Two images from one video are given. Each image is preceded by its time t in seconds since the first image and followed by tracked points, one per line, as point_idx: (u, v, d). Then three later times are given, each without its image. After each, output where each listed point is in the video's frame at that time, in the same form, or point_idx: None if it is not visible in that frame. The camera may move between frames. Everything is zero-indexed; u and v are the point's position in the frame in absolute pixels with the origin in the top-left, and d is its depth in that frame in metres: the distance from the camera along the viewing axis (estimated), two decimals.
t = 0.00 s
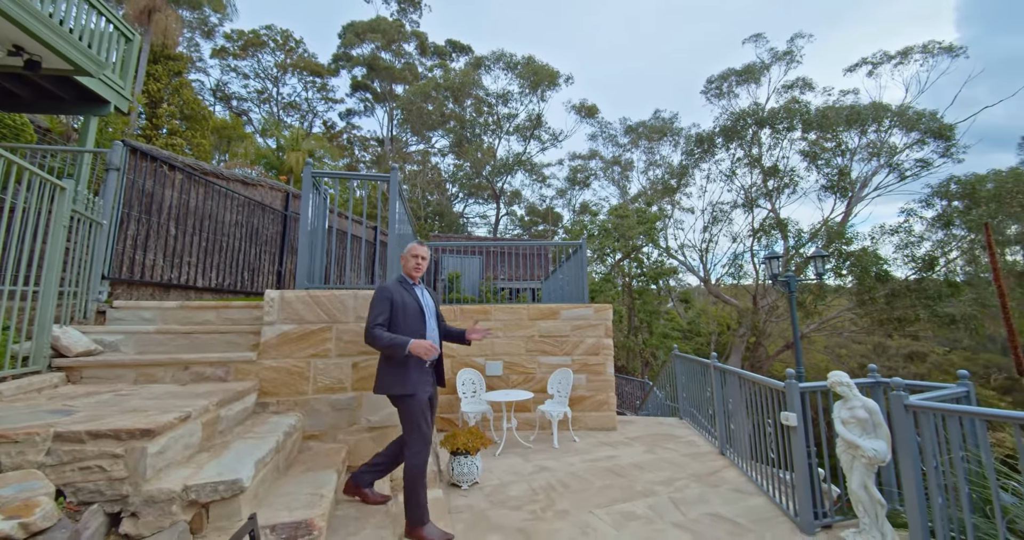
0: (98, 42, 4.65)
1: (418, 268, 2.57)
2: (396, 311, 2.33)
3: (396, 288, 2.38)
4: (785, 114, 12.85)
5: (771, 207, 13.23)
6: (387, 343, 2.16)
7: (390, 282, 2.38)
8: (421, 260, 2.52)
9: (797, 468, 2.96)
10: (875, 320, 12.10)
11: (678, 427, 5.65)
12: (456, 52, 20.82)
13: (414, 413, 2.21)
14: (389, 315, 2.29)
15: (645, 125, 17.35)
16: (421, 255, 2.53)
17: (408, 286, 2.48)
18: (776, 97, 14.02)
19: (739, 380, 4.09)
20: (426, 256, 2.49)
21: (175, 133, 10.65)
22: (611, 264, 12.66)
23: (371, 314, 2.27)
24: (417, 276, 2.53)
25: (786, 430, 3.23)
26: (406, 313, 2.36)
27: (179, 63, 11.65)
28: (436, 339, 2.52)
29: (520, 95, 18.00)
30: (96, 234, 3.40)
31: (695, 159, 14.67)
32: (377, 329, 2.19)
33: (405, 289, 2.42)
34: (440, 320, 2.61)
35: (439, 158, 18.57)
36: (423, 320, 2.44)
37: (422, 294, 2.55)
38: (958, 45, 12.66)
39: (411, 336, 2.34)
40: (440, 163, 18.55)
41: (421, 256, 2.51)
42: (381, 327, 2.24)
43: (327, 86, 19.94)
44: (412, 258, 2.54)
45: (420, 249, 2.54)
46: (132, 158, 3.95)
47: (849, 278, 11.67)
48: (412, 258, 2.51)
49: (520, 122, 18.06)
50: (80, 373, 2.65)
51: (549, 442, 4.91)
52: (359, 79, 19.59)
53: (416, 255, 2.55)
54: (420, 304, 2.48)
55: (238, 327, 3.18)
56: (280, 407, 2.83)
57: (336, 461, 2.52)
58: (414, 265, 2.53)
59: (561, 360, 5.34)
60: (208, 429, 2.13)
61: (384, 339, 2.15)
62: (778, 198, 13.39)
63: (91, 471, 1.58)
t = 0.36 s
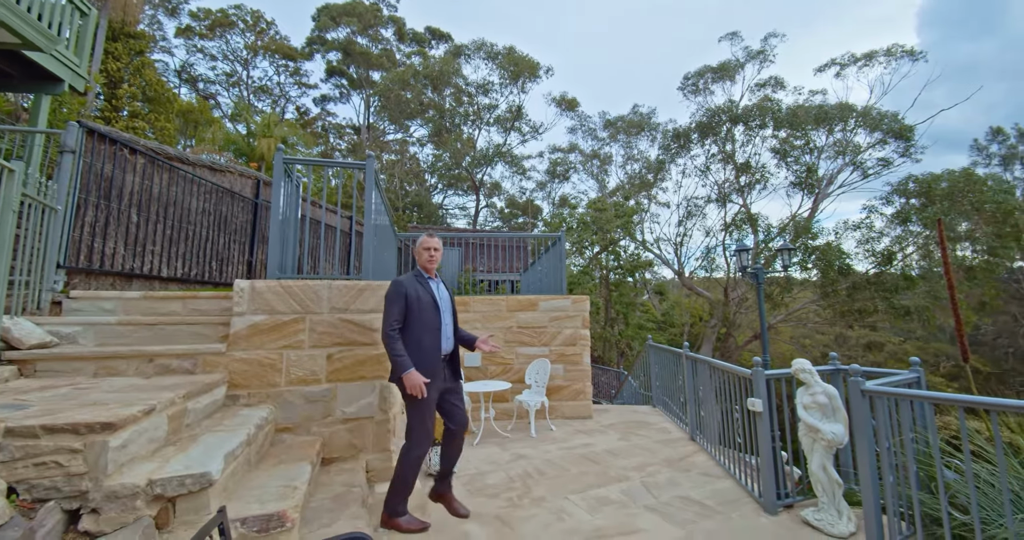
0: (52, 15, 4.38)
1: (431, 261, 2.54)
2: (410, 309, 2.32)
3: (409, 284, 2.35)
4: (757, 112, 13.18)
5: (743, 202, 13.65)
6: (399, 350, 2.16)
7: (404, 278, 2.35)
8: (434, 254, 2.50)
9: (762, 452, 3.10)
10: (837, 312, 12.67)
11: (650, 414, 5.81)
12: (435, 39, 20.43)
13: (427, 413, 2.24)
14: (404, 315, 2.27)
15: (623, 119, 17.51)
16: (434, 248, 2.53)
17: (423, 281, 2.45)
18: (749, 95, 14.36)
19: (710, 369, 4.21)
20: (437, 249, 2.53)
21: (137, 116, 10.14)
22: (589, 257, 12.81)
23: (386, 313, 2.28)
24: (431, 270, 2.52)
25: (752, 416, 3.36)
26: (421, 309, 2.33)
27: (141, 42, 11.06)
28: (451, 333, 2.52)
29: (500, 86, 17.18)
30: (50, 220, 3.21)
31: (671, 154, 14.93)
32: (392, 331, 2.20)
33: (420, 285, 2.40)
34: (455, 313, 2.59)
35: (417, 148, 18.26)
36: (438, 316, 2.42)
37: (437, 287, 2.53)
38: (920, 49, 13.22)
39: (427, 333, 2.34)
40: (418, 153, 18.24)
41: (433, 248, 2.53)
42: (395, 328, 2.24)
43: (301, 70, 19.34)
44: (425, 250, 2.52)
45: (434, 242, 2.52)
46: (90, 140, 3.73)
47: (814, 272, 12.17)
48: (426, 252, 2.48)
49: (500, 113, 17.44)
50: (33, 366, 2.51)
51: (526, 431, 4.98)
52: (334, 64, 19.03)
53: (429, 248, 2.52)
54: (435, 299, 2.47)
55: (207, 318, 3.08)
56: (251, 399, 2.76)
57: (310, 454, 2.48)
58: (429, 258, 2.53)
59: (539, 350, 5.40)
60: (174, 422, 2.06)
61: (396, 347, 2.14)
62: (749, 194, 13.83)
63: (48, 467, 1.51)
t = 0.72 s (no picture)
0: None
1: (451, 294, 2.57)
2: (427, 345, 2.38)
3: (425, 320, 2.41)
4: (729, 109, 13.51)
5: (713, 198, 14.05)
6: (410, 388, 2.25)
7: (421, 314, 2.42)
8: (451, 288, 2.53)
9: (726, 437, 3.22)
10: (800, 303, 13.22)
11: (622, 402, 5.95)
12: (412, 25, 19.96)
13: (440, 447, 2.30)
14: (419, 351, 2.35)
15: (601, 113, 17.64)
16: (453, 282, 2.55)
17: (441, 315, 2.50)
18: (722, 92, 14.68)
19: (678, 358, 4.32)
20: (461, 284, 2.54)
21: (90, 95, 9.52)
22: (566, 249, 12.91)
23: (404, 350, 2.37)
24: (450, 303, 2.55)
25: (719, 402, 3.49)
26: (436, 345, 2.38)
27: (94, 16, 10.35)
28: (471, 363, 2.53)
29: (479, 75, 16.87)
30: None
31: (647, 148, 15.15)
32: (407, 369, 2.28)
33: (436, 320, 2.45)
34: (475, 343, 2.60)
35: (393, 137, 17.84)
36: (456, 348, 2.46)
37: (455, 320, 2.55)
38: (882, 51, 13.76)
39: (444, 368, 2.38)
40: (394, 141, 17.83)
41: (456, 282, 2.56)
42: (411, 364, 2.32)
43: (269, 53, 18.59)
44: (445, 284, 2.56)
45: (452, 276, 2.54)
46: (36, 119, 3.47)
47: (779, 264, 12.67)
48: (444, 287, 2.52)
49: (478, 103, 17.10)
50: None
51: (500, 420, 5.03)
52: (306, 47, 18.35)
53: (448, 282, 2.56)
54: (453, 332, 2.50)
55: (167, 308, 2.95)
56: (216, 392, 2.67)
57: (278, 446, 2.43)
58: (449, 291, 2.56)
59: (514, 341, 5.44)
60: (132, 415, 1.97)
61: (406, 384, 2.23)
62: (720, 189, 14.24)
63: None
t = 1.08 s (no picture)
0: None
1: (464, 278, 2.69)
2: (452, 323, 2.46)
3: (450, 300, 2.49)
4: (700, 105, 13.82)
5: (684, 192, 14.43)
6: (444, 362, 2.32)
7: (444, 296, 2.49)
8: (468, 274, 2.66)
9: (692, 424, 3.33)
10: (763, 295, 13.77)
11: (594, 392, 6.06)
12: (385, 9, 19.38)
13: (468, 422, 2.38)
14: (446, 329, 2.43)
15: (577, 106, 17.71)
16: (467, 266, 2.68)
17: (459, 296, 2.59)
18: (694, 89, 14.96)
19: (648, 347, 4.41)
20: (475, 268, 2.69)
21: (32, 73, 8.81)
22: (541, 242, 12.96)
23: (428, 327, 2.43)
24: (464, 286, 2.66)
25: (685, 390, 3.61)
26: (461, 324, 2.47)
27: None
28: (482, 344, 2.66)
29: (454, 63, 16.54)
30: None
31: (621, 142, 15.33)
32: (437, 344, 2.35)
33: (458, 301, 2.54)
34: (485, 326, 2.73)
35: (365, 125, 17.33)
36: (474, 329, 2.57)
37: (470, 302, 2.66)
38: (844, 54, 14.29)
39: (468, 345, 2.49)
40: (367, 130, 17.36)
41: (471, 267, 2.70)
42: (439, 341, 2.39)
43: (234, 33, 17.68)
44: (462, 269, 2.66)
45: (467, 262, 2.66)
46: None
47: (745, 258, 13.21)
48: (462, 272, 2.62)
49: (453, 92, 16.51)
50: None
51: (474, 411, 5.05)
52: (273, 28, 17.58)
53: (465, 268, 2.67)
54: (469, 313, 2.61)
55: (122, 300, 2.79)
56: (175, 387, 2.57)
57: (242, 442, 2.36)
58: (463, 275, 2.68)
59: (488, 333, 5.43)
60: (82, 412, 1.87)
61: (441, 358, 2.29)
62: (690, 184, 14.60)
63: None
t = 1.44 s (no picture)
0: None
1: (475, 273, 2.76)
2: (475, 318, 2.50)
3: (472, 295, 2.54)
4: (667, 103, 14.15)
5: (650, 188, 14.82)
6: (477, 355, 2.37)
7: (465, 291, 2.53)
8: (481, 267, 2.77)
9: (654, 410, 3.45)
10: (722, 288, 14.39)
11: (562, 382, 6.17)
12: None
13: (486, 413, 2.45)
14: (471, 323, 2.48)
15: (548, 99, 17.73)
16: (479, 259, 2.77)
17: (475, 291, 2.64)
18: (662, 86, 15.26)
19: (614, 337, 4.52)
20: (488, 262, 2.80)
21: None
22: (513, 234, 12.93)
23: (453, 323, 2.44)
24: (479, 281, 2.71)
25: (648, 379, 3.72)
26: (484, 320, 2.54)
27: None
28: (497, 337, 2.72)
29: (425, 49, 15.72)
30: None
31: (592, 137, 15.53)
32: (466, 338, 2.38)
33: (477, 296, 2.59)
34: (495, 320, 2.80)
35: (330, 110, 16.59)
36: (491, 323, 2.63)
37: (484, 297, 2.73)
38: (800, 59, 14.95)
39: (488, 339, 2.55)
40: (332, 115, 16.65)
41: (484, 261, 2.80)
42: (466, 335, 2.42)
43: (185, 6, 16.43)
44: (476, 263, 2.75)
45: (480, 255, 2.76)
46: None
47: (706, 252, 13.79)
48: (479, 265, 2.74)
49: (424, 80, 16.03)
50: None
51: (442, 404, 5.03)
52: (230, 4, 16.52)
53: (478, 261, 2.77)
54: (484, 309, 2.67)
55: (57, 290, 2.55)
56: (118, 384, 2.40)
57: (193, 440, 2.24)
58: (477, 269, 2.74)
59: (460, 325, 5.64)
60: (10, 412, 1.71)
61: (476, 351, 2.33)
62: (656, 179, 14.99)
63: None
